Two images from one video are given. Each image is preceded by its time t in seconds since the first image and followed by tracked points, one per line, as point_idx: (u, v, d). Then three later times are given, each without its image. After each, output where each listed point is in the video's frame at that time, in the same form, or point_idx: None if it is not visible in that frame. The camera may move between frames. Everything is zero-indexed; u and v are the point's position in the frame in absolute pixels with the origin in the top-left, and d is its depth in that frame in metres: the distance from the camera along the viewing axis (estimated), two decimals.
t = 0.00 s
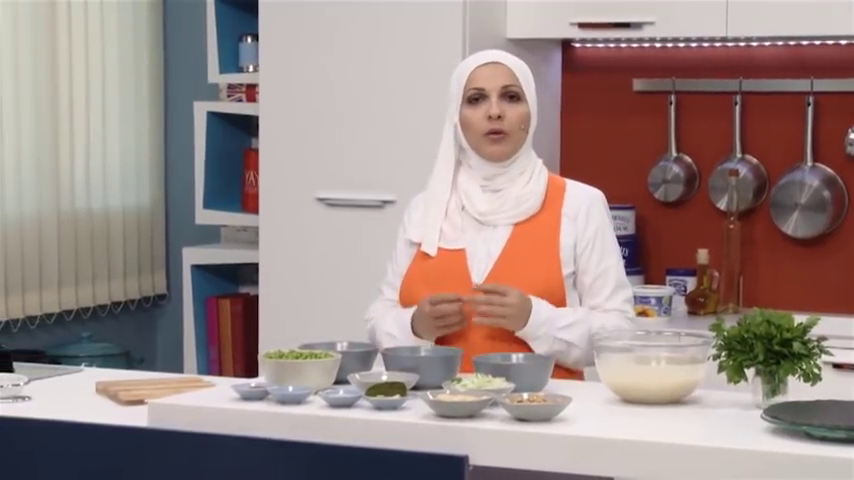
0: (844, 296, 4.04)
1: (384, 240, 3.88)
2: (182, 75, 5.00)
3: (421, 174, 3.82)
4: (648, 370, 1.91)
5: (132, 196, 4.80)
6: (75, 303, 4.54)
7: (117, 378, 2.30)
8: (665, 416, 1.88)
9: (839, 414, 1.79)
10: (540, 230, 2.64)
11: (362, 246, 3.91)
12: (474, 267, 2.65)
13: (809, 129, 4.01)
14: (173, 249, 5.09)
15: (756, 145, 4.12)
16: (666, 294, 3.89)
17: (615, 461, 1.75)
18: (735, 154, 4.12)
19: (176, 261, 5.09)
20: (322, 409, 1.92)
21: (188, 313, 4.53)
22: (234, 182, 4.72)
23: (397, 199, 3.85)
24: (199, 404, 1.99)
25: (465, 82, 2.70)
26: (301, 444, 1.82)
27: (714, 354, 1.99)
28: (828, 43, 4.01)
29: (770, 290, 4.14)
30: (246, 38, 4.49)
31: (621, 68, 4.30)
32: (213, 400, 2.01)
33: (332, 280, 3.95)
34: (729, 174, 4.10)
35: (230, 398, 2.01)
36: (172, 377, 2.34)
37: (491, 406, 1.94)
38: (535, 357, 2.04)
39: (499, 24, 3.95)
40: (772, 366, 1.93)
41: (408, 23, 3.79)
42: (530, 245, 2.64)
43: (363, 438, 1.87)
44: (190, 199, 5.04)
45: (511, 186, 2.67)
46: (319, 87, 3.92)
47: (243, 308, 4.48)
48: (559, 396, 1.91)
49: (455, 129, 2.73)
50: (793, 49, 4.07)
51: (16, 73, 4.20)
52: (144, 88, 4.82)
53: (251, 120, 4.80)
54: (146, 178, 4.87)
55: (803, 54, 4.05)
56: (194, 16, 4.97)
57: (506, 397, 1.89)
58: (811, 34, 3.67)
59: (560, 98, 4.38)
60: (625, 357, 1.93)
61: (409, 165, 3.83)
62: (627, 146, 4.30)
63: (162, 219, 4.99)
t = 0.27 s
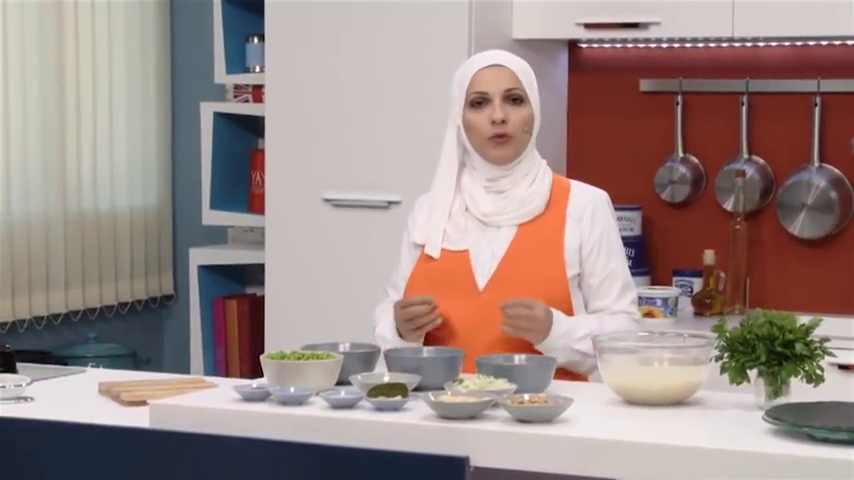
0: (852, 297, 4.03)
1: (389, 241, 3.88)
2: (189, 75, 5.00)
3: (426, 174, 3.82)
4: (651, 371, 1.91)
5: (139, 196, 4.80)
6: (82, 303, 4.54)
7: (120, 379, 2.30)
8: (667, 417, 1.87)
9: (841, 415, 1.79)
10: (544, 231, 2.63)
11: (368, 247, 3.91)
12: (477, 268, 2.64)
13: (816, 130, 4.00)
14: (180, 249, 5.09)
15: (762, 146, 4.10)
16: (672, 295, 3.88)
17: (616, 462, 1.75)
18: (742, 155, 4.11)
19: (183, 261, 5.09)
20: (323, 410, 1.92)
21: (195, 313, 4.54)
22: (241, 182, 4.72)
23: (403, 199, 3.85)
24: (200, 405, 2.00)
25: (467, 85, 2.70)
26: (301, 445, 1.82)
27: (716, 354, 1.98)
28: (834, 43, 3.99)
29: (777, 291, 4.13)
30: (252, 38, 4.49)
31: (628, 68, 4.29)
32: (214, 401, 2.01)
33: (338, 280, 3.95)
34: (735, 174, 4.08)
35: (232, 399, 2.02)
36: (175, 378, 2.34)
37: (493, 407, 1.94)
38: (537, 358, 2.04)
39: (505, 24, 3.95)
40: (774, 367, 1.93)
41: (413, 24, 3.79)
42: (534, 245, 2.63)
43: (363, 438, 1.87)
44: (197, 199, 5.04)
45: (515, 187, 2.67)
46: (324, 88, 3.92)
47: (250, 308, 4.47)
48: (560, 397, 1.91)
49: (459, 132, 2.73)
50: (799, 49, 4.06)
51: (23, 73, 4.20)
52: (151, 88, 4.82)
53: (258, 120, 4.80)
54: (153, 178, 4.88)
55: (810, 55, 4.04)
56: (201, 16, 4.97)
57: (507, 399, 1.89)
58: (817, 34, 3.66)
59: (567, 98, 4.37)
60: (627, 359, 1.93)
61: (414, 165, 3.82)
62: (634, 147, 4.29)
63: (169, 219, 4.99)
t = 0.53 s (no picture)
0: None
1: (394, 241, 3.88)
2: (195, 75, 5.00)
3: (430, 174, 3.82)
4: (652, 373, 1.91)
5: (145, 197, 4.80)
6: (87, 304, 4.54)
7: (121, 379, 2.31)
8: (667, 418, 1.87)
9: (842, 416, 1.78)
10: (546, 231, 2.63)
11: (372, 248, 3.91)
12: (477, 268, 2.62)
13: (822, 131, 3.99)
14: (186, 250, 5.09)
15: (767, 146, 4.09)
16: (676, 295, 3.87)
17: (614, 463, 1.75)
18: (747, 155, 4.09)
19: (189, 261, 5.09)
20: (322, 411, 1.92)
21: (200, 313, 4.53)
22: (247, 182, 4.71)
23: (407, 199, 3.84)
24: (198, 406, 2.00)
25: (465, 85, 2.70)
26: (300, 445, 1.82)
27: (717, 355, 1.98)
28: (840, 43, 3.98)
29: (783, 291, 4.12)
30: (258, 38, 4.49)
31: (633, 68, 4.28)
32: (213, 402, 2.01)
33: (341, 281, 3.94)
34: (741, 175, 4.07)
35: (231, 399, 2.02)
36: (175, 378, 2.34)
37: (492, 408, 1.94)
38: (537, 360, 2.04)
39: (509, 24, 3.94)
40: (774, 368, 1.92)
41: (417, 24, 3.78)
42: (535, 247, 2.61)
43: (362, 439, 1.87)
44: (203, 200, 5.03)
45: (515, 189, 2.67)
46: (328, 88, 3.92)
47: (256, 308, 4.47)
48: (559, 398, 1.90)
49: (457, 132, 2.73)
50: (805, 49, 4.04)
51: (29, 73, 4.21)
52: (157, 88, 4.82)
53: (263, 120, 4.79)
54: (159, 179, 4.88)
55: (815, 54, 4.03)
56: (207, 16, 4.97)
57: (506, 400, 1.89)
58: (822, 34, 3.65)
59: (572, 98, 4.36)
60: (628, 361, 1.93)
61: (418, 165, 3.82)
62: (639, 147, 4.28)
63: (175, 219, 4.98)
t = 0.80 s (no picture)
0: None
1: (395, 241, 3.87)
2: (198, 75, 4.99)
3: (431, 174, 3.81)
4: (649, 373, 1.91)
5: (148, 197, 4.80)
6: (90, 304, 4.54)
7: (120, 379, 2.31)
8: (664, 419, 1.87)
9: (838, 417, 1.78)
10: (542, 231, 2.63)
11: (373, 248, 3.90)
12: (475, 268, 2.64)
13: (825, 131, 3.98)
14: (189, 250, 5.09)
15: (769, 146, 4.08)
16: (678, 295, 3.86)
17: (610, 463, 1.75)
18: (749, 155, 4.08)
19: (192, 261, 5.09)
20: (319, 411, 1.92)
21: (202, 314, 4.53)
22: (249, 182, 4.71)
23: (409, 199, 3.84)
24: (194, 406, 2.01)
25: (466, 85, 2.69)
26: (296, 446, 1.82)
27: (714, 356, 1.97)
28: (843, 43, 3.97)
29: (785, 291, 4.11)
30: (260, 38, 4.48)
31: (635, 68, 4.27)
32: (209, 402, 2.01)
33: (342, 282, 3.94)
34: (742, 175, 4.06)
35: (227, 399, 2.02)
36: (172, 378, 2.35)
37: (488, 408, 1.94)
38: (535, 361, 2.05)
39: (511, 24, 3.93)
40: (772, 369, 1.92)
41: (418, 23, 3.78)
42: (532, 246, 2.62)
43: (358, 440, 1.87)
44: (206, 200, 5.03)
45: (512, 189, 2.66)
46: (330, 89, 3.91)
47: (258, 308, 4.47)
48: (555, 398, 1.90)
49: (458, 131, 2.72)
50: (808, 48, 4.04)
51: (31, 73, 4.21)
52: (159, 88, 4.82)
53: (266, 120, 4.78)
54: (162, 179, 4.87)
55: (818, 54, 4.02)
56: (211, 16, 4.96)
57: (502, 400, 1.89)
58: (824, 34, 3.64)
59: (574, 98, 4.35)
60: (625, 361, 1.93)
61: (419, 165, 3.81)
62: (641, 146, 4.28)
63: (177, 219, 4.98)
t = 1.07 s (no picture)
0: None
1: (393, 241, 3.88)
2: (197, 76, 4.99)
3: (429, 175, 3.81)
4: (643, 373, 1.92)
5: (147, 197, 4.80)
6: (88, 304, 4.54)
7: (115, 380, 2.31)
8: (657, 419, 1.88)
9: (832, 417, 1.78)
10: (538, 231, 2.62)
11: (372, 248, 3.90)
12: (471, 268, 2.64)
13: (823, 131, 3.97)
14: (188, 250, 5.08)
15: (768, 146, 4.07)
16: (676, 295, 3.86)
17: (603, 464, 1.76)
18: (748, 155, 4.08)
19: (191, 261, 5.08)
20: (312, 412, 1.94)
21: (200, 314, 4.52)
22: (248, 182, 4.71)
23: (408, 199, 3.83)
24: (187, 407, 2.02)
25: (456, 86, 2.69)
26: (288, 446, 1.83)
27: (709, 356, 1.98)
28: (842, 42, 3.97)
29: (784, 290, 4.10)
30: (259, 38, 4.48)
31: (634, 68, 4.27)
32: (203, 403, 2.02)
33: (340, 282, 3.93)
34: (741, 174, 4.06)
35: (221, 400, 2.03)
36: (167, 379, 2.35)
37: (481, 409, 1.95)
38: (529, 361, 2.06)
39: (509, 23, 3.92)
40: (766, 369, 1.92)
41: (416, 24, 3.77)
42: (528, 247, 2.61)
43: (351, 440, 1.88)
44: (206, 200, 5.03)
45: (509, 189, 2.66)
46: (327, 89, 3.91)
47: (257, 308, 4.47)
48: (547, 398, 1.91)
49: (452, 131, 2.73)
50: (807, 48, 4.03)
51: (29, 73, 4.20)
52: (159, 88, 4.81)
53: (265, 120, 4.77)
54: (161, 179, 4.87)
55: (817, 54, 4.02)
56: (210, 16, 4.96)
57: (495, 400, 1.90)
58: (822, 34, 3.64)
59: (573, 98, 4.35)
60: (619, 361, 1.94)
61: (417, 165, 3.81)
62: (640, 146, 4.27)
63: (177, 219, 4.98)
